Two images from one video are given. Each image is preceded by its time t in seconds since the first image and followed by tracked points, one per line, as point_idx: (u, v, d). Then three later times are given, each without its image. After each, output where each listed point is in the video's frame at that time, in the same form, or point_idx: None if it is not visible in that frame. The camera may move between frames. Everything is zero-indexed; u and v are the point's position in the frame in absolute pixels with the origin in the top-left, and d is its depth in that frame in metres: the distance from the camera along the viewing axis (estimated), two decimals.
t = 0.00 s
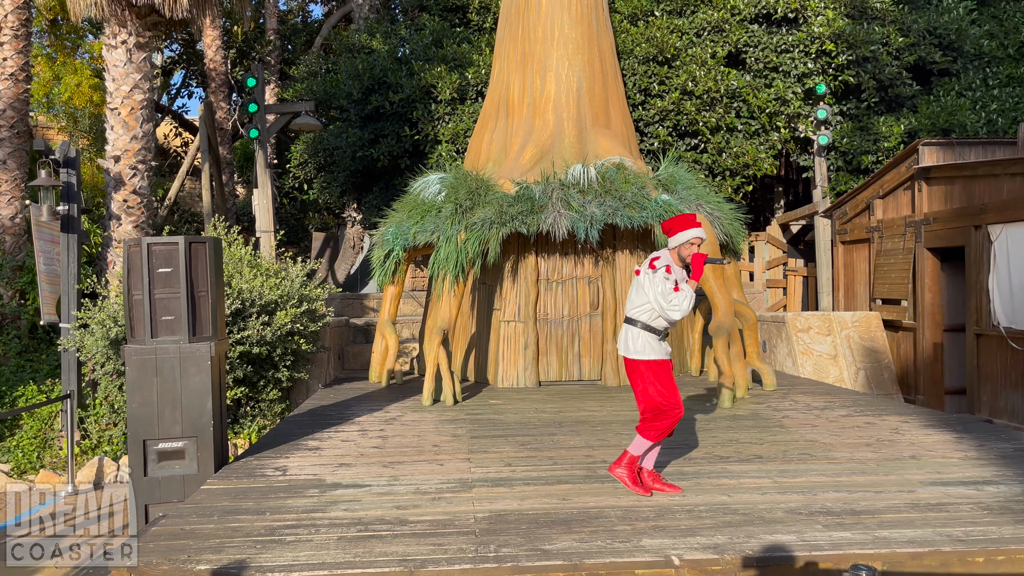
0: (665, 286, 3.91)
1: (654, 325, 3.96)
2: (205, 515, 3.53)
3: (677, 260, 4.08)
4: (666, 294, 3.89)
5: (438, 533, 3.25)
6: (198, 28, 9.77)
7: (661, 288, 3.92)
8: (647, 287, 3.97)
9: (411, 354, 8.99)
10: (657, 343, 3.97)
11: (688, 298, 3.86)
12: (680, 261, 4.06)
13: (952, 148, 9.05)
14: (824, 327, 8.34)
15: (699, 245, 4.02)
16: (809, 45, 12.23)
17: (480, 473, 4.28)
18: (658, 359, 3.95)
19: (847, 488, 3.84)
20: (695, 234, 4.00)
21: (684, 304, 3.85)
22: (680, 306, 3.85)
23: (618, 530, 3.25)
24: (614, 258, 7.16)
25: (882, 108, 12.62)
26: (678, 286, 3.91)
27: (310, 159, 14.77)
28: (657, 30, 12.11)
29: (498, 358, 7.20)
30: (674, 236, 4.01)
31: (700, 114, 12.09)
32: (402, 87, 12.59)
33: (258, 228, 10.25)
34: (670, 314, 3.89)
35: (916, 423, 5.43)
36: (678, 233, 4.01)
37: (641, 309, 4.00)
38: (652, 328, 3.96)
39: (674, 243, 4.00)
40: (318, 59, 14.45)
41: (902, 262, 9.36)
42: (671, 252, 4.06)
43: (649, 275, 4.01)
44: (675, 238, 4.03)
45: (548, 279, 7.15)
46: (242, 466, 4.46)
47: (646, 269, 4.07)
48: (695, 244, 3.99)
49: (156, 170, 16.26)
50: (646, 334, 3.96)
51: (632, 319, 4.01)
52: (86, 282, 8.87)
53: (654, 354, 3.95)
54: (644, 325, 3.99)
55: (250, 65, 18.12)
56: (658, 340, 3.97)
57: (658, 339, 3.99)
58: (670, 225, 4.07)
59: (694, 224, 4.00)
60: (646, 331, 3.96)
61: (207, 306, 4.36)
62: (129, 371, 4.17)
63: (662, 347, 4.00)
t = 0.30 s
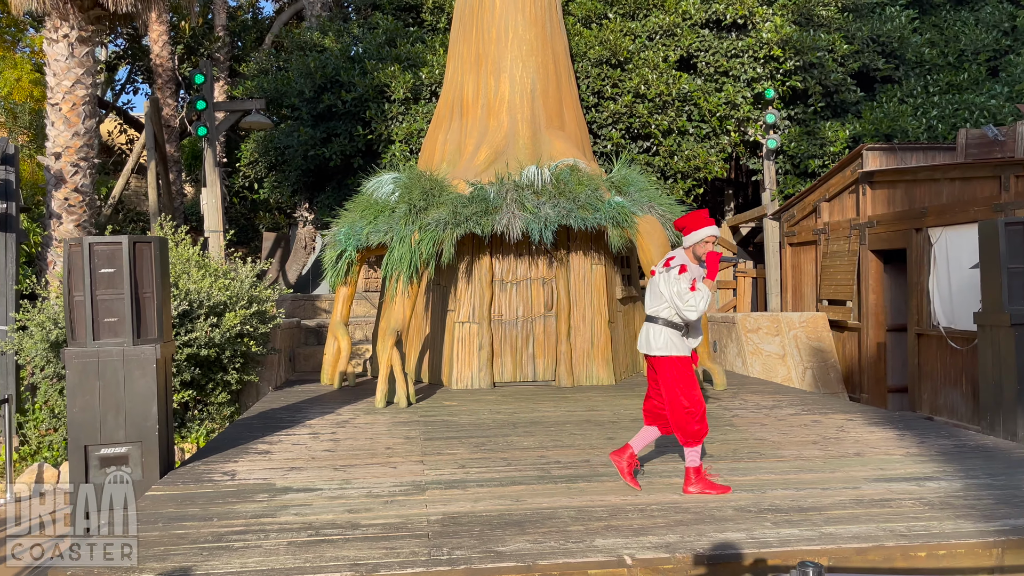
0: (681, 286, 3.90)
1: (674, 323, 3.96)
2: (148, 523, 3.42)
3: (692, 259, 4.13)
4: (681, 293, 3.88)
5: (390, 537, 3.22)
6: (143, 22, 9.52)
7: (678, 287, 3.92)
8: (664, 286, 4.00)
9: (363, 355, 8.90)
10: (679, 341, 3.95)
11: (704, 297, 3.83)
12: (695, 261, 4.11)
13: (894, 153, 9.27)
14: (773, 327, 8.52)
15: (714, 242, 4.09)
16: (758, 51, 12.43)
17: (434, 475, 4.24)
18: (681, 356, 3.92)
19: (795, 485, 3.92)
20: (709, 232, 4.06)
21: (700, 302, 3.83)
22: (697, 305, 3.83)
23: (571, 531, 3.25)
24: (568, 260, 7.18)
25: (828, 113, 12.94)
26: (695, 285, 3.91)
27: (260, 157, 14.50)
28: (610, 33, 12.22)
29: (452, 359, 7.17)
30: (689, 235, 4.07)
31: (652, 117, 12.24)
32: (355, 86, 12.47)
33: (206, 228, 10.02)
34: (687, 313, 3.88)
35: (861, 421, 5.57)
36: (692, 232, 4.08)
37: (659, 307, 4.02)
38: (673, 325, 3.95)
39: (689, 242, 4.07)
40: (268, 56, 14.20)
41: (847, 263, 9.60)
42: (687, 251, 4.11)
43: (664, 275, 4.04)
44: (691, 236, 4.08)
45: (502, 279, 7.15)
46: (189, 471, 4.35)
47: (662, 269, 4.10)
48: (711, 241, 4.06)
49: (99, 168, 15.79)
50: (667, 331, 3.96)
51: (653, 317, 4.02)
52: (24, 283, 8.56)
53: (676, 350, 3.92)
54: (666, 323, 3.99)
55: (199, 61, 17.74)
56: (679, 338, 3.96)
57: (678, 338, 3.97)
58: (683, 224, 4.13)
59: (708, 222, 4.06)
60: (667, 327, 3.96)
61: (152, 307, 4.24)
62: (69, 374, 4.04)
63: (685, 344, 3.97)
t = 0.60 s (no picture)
0: (704, 278, 4.00)
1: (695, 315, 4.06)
2: (136, 526, 3.39)
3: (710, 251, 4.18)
4: (704, 285, 3.99)
5: (349, 541, 3.18)
6: (93, 17, 9.27)
7: (700, 279, 4.02)
8: (686, 279, 4.07)
9: (320, 357, 8.79)
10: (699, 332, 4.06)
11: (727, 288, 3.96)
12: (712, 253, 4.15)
13: (846, 157, 9.47)
14: (729, 328, 8.80)
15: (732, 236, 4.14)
16: (714, 55, 12.61)
17: (393, 478, 4.21)
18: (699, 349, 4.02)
19: (750, 484, 3.98)
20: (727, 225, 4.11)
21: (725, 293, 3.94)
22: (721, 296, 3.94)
23: (531, 532, 3.25)
24: (528, 260, 7.18)
25: (782, 117, 13.18)
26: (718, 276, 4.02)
27: (215, 156, 14.22)
28: (570, 35, 12.28)
29: (411, 360, 7.13)
30: (708, 228, 4.12)
31: (611, 119, 12.35)
32: (312, 85, 12.32)
33: (158, 228, 9.79)
34: (710, 305, 4.00)
35: (815, 419, 5.68)
36: (712, 225, 4.13)
37: (680, 300, 4.10)
38: (693, 317, 4.06)
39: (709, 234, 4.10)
40: (223, 53, 13.94)
41: (801, 265, 9.80)
42: (704, 243, 4.15)
43: (686, 267, 4.10)
44: (709, 229, 4.14)
45: (461, 280, 7.13)
46: (140, 477, 4.24)
47: (683, 261, 4.15)
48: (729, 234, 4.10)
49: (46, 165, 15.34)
50: (687, 324, 4.06)
51: (673, 309, 4.11)
52: None
53: (695, 343, 4.03)
54: (686, 316, 4.09)
55: (150, 57, 17.32)
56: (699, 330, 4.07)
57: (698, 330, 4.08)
58: (701, 217, 4.18)
59: (726, 216, 4.12)
60: (687, 320, 4.05)
61: (102, 308, 4.12)
62: (15, 379, 3.90)
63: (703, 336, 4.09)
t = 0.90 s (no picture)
0: (721, 278, 4.04)
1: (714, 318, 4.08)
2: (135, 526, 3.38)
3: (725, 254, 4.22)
4: (721, 285, 4.02)
5: (317, 544, 3.14)
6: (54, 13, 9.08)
7: (717, 280, 4.06)
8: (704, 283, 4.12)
9: (288, 359, 8.69)
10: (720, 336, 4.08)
11: (744, 287, 4.00)
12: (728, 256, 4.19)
13: (811, 160, 9.68)
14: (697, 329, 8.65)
15: (747, 236, 4.16)
16: (682, 58, 12.72)
17: (362, 480, 4.17)
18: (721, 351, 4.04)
19: (719, 483, 4.01)
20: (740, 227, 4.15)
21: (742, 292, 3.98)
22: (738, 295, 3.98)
23: (502, 533, 3.25)
24: (498, 261, 7.17)
25: (749, 120, 13.32)
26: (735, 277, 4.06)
27: (180, 155, 14.00)
28: (539, 36, 12.30)
29: (380, 362, 7.08)
30: (721, 231, 4.15)
31: (580, 121, 12.41)
32: (280, 83, 12.18)
33: (121, 228, 9.60)
34: (728, 305, 4.02)
35: (781, 419, 5.76)
36: (724, 228, 4.14)
37: (698, 304, 4.13)
38: (713, 321, 4.07)
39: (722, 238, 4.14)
40: (188, 51, 13.72)
41: (767, 267, 9.93)
42: (719, 247, 4.18)
43: (703, 272, 4.15)
44: (723, 232, 4.16)
45: (431, 281, 7.10)
46: (102, 480, 4.17)
47: (700, 266, 4.20)
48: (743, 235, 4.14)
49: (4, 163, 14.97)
50: (706, 328, 4.07)
51: (692, 314, 4.13)
52: None
53: (716, 347, 4.04)
54: (706, 320, 4.10)
55: (113, 53, 16.98)
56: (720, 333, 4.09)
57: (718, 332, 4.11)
58: (713, 222, 4.21)
59: (738, 217, 4.15)
60: (708, 324, 4.07)
61: (62, 310, 4.03)
62: None
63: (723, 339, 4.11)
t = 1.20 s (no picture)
0: (764, 286, 4.05)
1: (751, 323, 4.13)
2: (135, 525, 3.40)
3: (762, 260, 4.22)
4: (764, 294, 4.02)
5: (299, 547, 3.12)
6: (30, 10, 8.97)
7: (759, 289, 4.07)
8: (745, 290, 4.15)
9: (268, 360, 8.63)
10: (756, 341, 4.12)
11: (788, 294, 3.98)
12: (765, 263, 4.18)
13: (790, 162, 9.78)
14: (677, 329, 8.66)
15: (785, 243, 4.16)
16: (663, 60, 12.78)
17: (344, 482, 4.15)
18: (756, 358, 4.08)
19: (701, 484, 4.03)
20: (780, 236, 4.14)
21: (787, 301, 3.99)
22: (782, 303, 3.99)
23: (484, 535, 3.25)
24: (480, 262, 7.17)
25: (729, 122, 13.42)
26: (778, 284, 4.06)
27: (158, 154, 13.85)
28: (521, 37, 12.31)
29: (361, 363, 7.05)
30: (760, 242, 4.13)
31: (562, 122, 12.44)
32: (259, 83, 12.09)
33: (98, 228, 9.48)
34: (772, 312, 4.02)
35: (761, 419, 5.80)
36: (763, 237, 4.13)
37: (736, 310, 4.17)
38: (747, 327, 4.12)
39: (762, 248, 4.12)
40: (165, 49, 13.58)
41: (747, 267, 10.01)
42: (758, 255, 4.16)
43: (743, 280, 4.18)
44: (761, 241, 4.14)
45: (412, 282, 7.08)
46: (81, 484, 4.10)
47: (738, 275, 4.24)
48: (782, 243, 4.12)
49: None
50: (740, 334, 4.12)
51: (729, 320, 4.19)
52: None
53: (748, 352, 4.07)
54: (741, 326, 4.15)
55: (90, 51, 16.77)
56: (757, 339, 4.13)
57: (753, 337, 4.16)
58: (751, 232, 4.19)
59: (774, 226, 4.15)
60: (742, 329, 4.12)
61: (39, 311, 3.96)
62: None
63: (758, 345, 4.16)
